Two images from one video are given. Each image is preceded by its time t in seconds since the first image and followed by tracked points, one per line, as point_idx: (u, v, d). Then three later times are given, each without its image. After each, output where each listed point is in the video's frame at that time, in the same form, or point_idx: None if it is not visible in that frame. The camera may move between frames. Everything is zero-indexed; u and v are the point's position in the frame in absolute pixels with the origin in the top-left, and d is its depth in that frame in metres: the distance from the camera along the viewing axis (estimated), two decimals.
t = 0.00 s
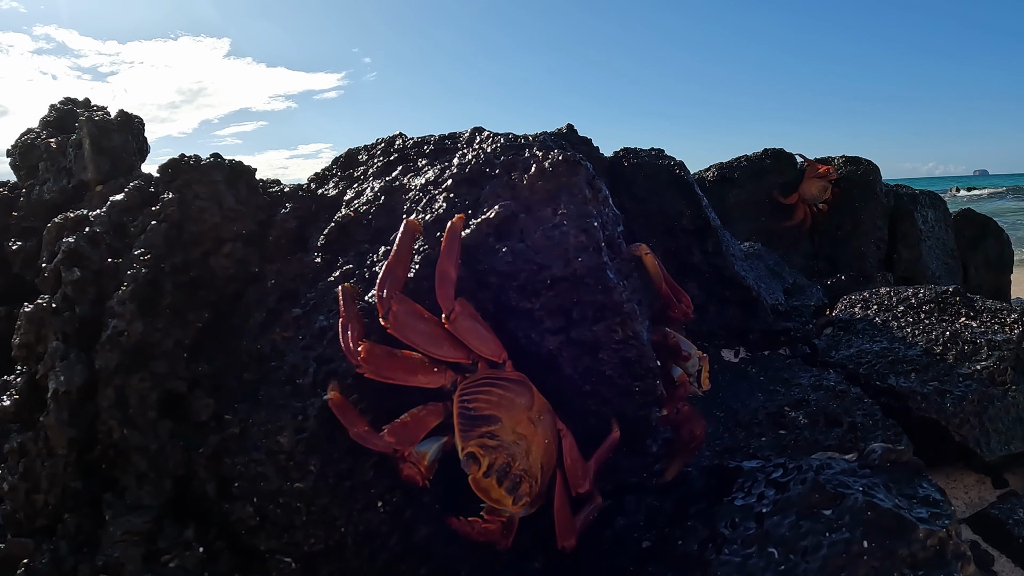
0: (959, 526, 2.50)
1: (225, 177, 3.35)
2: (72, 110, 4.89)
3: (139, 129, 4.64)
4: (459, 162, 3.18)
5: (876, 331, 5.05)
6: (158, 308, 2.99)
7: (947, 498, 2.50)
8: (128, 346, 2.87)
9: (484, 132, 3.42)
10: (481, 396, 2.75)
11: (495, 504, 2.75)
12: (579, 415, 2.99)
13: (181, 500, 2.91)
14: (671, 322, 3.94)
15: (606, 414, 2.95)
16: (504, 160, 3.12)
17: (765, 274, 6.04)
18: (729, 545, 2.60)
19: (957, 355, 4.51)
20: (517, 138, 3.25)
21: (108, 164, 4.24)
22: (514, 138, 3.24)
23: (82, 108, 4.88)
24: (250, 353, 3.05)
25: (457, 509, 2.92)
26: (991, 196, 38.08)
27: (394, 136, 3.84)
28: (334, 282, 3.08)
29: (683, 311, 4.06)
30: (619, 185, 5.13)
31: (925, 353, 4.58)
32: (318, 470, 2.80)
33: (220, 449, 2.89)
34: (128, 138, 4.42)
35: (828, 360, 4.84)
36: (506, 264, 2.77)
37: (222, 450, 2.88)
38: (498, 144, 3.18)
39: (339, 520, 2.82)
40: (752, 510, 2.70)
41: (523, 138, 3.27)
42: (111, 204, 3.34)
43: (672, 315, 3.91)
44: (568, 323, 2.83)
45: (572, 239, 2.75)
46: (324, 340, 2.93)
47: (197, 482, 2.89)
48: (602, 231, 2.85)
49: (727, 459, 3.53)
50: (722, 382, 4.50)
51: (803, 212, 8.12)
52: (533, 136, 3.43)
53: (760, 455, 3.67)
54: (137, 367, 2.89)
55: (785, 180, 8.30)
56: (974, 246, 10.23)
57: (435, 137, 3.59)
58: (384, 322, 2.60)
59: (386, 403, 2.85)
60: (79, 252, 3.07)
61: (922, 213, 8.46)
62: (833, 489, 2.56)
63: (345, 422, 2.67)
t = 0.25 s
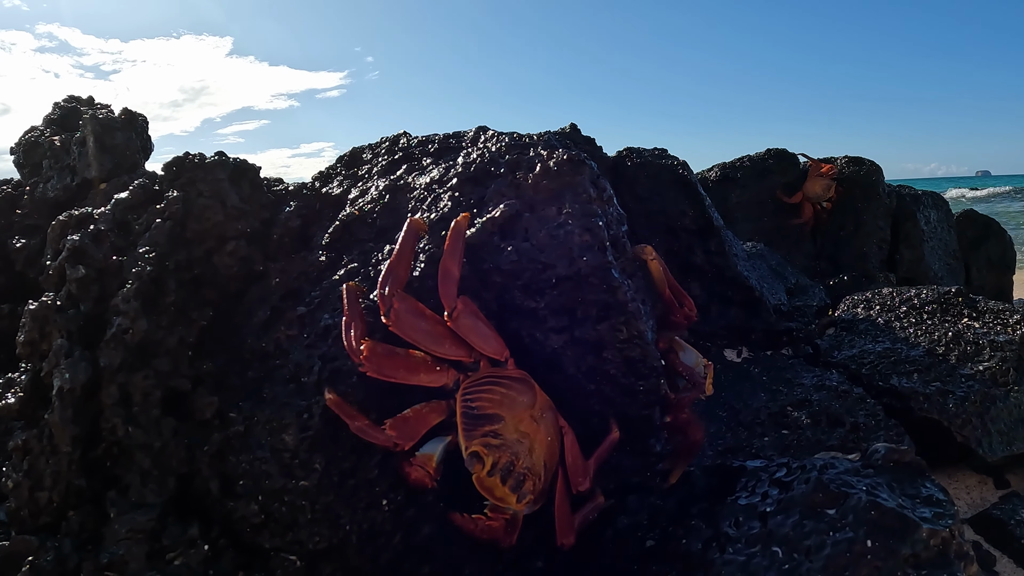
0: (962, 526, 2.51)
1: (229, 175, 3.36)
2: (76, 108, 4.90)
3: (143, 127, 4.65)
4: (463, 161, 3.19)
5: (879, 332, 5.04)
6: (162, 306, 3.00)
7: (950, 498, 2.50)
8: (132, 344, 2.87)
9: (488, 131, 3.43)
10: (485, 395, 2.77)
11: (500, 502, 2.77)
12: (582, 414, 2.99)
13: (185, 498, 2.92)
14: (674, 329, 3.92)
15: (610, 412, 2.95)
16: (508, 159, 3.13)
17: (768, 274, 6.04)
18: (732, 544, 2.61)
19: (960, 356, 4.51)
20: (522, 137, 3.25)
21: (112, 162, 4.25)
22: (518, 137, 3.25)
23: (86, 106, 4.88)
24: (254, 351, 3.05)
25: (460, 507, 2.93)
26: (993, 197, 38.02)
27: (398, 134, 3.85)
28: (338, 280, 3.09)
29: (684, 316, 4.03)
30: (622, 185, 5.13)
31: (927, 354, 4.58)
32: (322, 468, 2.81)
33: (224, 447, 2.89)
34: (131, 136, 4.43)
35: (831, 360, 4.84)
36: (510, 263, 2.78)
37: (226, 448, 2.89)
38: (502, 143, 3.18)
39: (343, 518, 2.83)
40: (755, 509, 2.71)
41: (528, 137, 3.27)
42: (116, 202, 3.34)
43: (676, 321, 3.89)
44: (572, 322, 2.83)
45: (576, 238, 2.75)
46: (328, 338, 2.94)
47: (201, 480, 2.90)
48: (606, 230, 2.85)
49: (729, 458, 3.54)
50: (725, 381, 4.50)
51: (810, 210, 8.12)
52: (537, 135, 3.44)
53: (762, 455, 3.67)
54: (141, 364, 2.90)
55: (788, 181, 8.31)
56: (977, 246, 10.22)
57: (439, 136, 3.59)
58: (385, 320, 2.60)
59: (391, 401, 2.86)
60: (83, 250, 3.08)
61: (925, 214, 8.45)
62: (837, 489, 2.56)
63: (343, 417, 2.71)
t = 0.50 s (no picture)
0: (964, 528, 2.51)
1: (233, 173, 3.37)
2: (80, 106, 4.91)
3: (147, 124, 4.67)
4: (468, 160, 3.19)
5: (882, 333, 5.04)
6: (166, 303, 3.01)
7: (952, 500, 2.50)
8: (136, 341, 2.88)
9: (492, 130, 3.43)
10: (487, 391, 2.74)
11: (501, 500, 2.75)
12: (585, 413, 2.99)
13: (187, 495, 2.93)
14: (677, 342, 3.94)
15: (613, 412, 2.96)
16: (512, 158, 3.13)
17: (771, 274, 6.04)
18: (734, 544, 2.61)
19: (962, 358, 4.50)
20: (526, 137, 3.26)
21: (116, 159, 4.26)
22: (523, 136, 3.25)
23: (90, 104, 4.90)
24: (257, 349, 3.06)
25: (462, 505, 2.94)
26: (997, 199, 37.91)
27: (402, 133, 3.85)
28: (342, 279, 3.09)
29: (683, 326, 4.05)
30: (625, 185, 5.14)
31: (930, 355, 4.57)
32: (325, 466, 2.82)
33: (227, 444, 2.90)
34: (136, 134, 4.44)
35: (834, 361, 4.83)
36: (514, 262, 2.78)
37: (229, 445, 2.90)
38: (507, 142, 3.19)
39: (346, 516, 2.84)
40: (757, 509, 2.71)
41: (532, 136, 3.28)
42: (120, 199, 3.35)
43: (678, 331, 3.92)
44: (576, 321, 2.83)
45: (580, 237, 2.75)
46: (332, 336, 2.95)
47: (204, 477, 2.91)
48: (610, 229, 2.85)
49: (731, 459, 3.54)
50: (727, 382, 4.49)
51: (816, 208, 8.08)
52: (541, 135, 3.44)
53: (764, 456, 3.67)
54: (145, 362, 2.91)
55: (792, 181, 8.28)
56: (981, 248, 10.20)
57: (443, 135, 3.60)
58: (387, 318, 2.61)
59: (394, 400, 2.86)
60: (87, 247, 3.08)
61: (928, 215, 8.44)
62: (839, 490, 2.56)
63: (349, 410, 2.74)
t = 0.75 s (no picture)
0: (968, 528, 2.51)
1: (239, 170, 3.38)
2: (86, 102, 4.93)
3: (153, 121, 4.68)
4: (474, 158, 3.20)
5: (885, 334, 5.04)
6: (172, 300, 3.02)
7: (956, 500, 2.50)
8: (142, 338, 2.89)
9: (498, 129, 3.44)
10: (490, 388, 2.73)
11: (501, 496, 2.75)
12: (590, 412, 3.00)
13: (193, 492, 2.94)
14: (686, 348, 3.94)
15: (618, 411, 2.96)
16: (519, 157, 3.13)
17: (774, 274, 6.04)
18: (738, 543, 2.62)
19: (966, 359, 4.50)
20: (532, 135, 3.26)
21: (122, 156, 4.28)
22: (529, 134, 3.25)
23: (96, 101, 4.91)
24: (263, 346, 3.07)
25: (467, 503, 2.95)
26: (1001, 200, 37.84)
27: (408, 131, 3.86)
28: (348, 276, 3.10)
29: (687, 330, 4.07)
30: (630, 184, 5.14)
31: (934, 356, 4.57)
32: (331, 463, 2.83)
33: (232, 441, 2.91)
34: (141, 131, 4.46)
35: (837, 361, 4.83)
36: (521, 261, 2.79)
37: (235, 442, 2.91)
38: (513, 140, 3.19)
39: (351, 514, 2.85)
40: (762, 509, 2.71)
41: (538, 135, 3.28)
42: (126, 196, 3.37)
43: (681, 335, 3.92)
44: (582, 320, 2.83)
45: (586, 236, 2.76)
46: (337, 334, 2.96)
47: (209, 474, 2.92)
48: (616, 228, 2.85)
49: (735, 459, 3.54)
50: (730, 381, 4.49)
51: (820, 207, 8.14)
52: (547, 133, 3.44)
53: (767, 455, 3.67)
54: (151, 358, 2.92)
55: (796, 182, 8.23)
56: (984, 249, 10.18)
57: (450, 133, 3.60)
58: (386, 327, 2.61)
59: (399, 397, 2.87)
60: (93, 244, 3.10)
61: (932, 216, 8.43)
62: (843, 489, 2.56)
63: (355, 407, 2.75)
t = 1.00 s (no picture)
0: (970, 529, 2.51)
1: (243, 168, 3.38)
2: (89, 99, 4.93)
3: (156, 119, 4.68)
4: (478, 157, 3.20)
5: (888, 334, 5.03)
6: (175, 297, 3.02)
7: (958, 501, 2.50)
8: (145, 335, 2.89)
9: (502, 127, 3.44)
10: (491, 386, 2.74)
11: (501, 495, 2.75)
12: (593, 412, 2.99)
13: (195, 489, 2.94)
14: (692, 357, 3.94)
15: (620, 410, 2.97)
16: (522, 156, 3.13)
17: (777, 274, 6.03)
18: (741, 543, 2.62)
19: (968, 360, 4.50)
20: (536, 134, 3.26)
21: (125, 153, 4.28)
22: (532, 133, 3.25)
23: (99, 98, 4.92)
24: (266, 344, 3.08)
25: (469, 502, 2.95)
26: (1004, 201, 37.76)
27: (411, 129, 3.86)
28: (351, 275, 3.11)
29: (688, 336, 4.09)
30: (633, 183, 5.14)
31: (936, 357, 4.56)
32: (333, 461, 2.83)
33: (235, 438, 2.92)
34: (145, 128, 4.46)
35: (839, 362, 4.83)
36: (524, 260, 2.79)
37: (237, 439, 2.92)
38: (517, 139, 3.19)
39: (354, 512, 2.85)
40: (764, 509, 2.71)
41: (542, 134, 3.28)
42: (129, 192, 3.37)
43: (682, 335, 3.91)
44: (585, 319, 2.83)
45: (590, 235, 2.76)
46: (340, 332, 2.96)
47: (212, 471, 2.92)
48: (620, 227, 2.85)
49: (737, 459, 3.54)
50: (733, 381, 4.49)
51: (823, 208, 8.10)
52: (551, 132, 3.44)
53: (769, 455, 3.67)
54: (154, 355, 2.92)
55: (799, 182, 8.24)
56: (987, 250, 10.17)
57: (453, 132, 3.60)
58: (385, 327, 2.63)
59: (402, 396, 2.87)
60: (96, 241, 3.10)
61: (935, 217, 8.42)
62: (846, 490, 2.56)
63: (358, 406, 2.75)
